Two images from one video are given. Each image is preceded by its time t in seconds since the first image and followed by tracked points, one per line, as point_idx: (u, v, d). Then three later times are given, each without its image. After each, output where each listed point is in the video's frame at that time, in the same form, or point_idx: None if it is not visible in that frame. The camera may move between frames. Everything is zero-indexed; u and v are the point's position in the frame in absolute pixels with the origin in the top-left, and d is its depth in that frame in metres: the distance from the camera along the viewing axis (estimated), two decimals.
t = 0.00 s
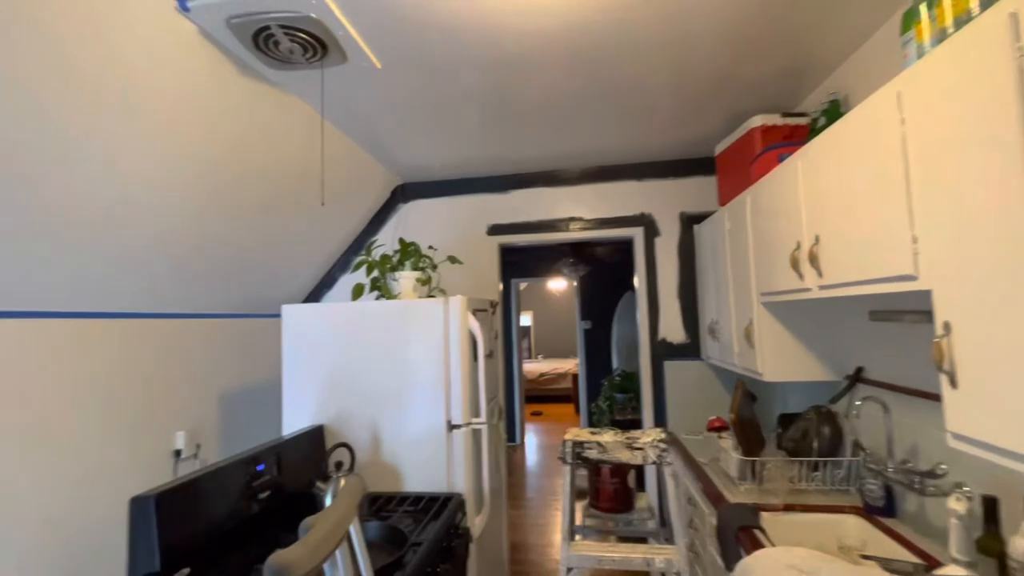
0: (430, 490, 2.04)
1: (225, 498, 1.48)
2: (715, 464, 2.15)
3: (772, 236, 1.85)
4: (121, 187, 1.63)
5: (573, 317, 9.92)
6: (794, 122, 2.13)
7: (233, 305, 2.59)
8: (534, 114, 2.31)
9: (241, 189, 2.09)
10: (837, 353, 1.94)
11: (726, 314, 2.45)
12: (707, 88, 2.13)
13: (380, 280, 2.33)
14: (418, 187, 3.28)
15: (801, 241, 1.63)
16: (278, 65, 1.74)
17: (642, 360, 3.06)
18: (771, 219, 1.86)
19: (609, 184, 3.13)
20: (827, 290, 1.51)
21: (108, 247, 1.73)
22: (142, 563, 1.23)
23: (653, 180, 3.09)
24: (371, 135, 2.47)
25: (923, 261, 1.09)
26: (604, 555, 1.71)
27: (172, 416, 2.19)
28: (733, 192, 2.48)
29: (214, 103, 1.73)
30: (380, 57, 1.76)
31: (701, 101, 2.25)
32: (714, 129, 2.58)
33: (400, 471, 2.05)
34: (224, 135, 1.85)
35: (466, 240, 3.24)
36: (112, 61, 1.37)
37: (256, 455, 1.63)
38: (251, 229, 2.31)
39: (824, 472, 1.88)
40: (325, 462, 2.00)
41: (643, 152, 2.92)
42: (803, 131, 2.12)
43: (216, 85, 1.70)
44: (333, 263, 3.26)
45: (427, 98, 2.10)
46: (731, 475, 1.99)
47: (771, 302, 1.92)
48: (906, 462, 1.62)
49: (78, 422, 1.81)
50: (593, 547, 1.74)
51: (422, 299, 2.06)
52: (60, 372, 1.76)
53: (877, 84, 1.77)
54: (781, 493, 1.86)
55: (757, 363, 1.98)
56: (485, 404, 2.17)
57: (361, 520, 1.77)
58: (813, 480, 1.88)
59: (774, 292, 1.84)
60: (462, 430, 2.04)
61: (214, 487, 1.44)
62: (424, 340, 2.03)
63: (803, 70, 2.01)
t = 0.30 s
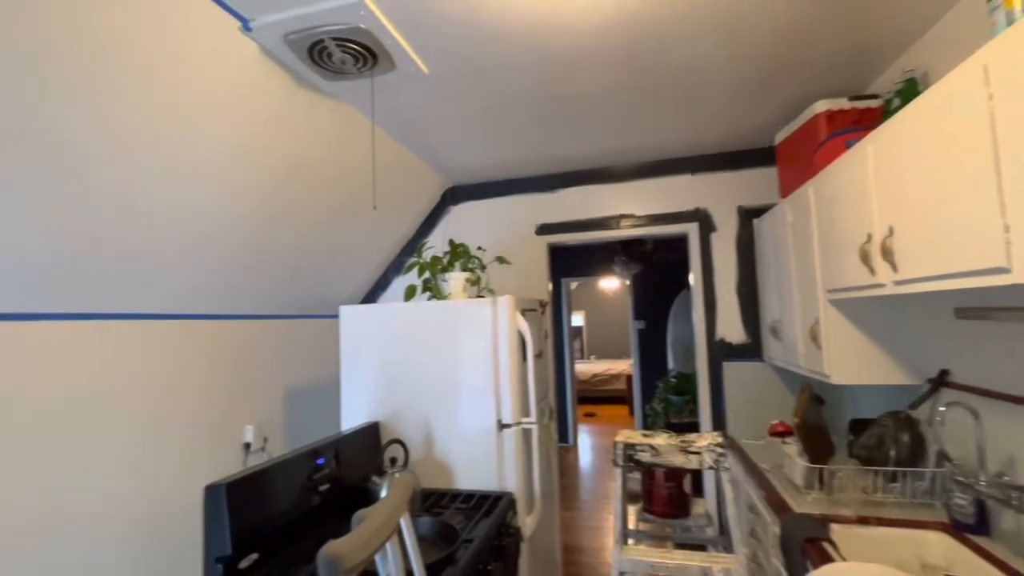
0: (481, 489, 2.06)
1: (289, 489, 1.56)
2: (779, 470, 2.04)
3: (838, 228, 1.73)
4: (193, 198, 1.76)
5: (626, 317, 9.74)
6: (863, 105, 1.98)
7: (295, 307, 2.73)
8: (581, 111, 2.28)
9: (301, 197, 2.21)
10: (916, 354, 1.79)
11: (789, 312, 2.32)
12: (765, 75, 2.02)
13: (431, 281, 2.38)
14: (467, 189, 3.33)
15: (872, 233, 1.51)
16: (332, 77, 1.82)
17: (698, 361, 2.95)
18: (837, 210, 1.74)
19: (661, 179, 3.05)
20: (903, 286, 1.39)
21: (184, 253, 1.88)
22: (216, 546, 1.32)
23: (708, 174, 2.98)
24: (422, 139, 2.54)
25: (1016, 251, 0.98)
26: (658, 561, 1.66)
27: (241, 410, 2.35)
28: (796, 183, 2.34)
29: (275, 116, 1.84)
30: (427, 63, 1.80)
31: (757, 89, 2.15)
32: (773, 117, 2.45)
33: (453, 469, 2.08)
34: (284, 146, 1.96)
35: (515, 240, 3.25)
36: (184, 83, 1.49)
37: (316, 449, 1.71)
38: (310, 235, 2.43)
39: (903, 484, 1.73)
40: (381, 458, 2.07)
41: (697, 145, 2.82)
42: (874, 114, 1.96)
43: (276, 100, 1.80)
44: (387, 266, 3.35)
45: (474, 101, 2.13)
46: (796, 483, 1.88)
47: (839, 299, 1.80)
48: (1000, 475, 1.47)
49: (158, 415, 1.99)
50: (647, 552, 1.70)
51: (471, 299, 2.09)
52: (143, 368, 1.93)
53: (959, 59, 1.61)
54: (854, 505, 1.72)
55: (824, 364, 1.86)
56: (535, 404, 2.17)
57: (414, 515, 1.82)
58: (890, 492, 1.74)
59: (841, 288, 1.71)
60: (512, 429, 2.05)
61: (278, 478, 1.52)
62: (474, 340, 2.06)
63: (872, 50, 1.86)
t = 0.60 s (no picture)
0: (527, 488, 2.07)
1: (343, 484, 1.62)
2: (840, 478, 1.94)
3: (903, 221, 1.63)
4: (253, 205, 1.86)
5: (672, 317, 9.50)
6: (932, 89, 1.84)
7: (347, 309, 2.84)
8: (624, 110, 2.26)
9: (350, 202, 2.29)
10: (994, 355, 1.66)
11: (849, 312, 2.20)
12: (820, 63, 1.93)
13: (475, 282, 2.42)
14: (510, 191, 3.36)
15: (943, 226, 1.42)
16: (379, 86, 1.89)
17: (749, 363, 2.85)
18: (901, 203, 1.64)
19: (708, 176, 2.96)
20: (978, 282, 1.29)
21: (245, 258, 1.99)
22: (275, 534, 1.40)
23: (759, 168, 2.87)
24: (465, 143, 2.58)
25: None
26: (710, 568, 1.61)
27: (298, 408, 2.46)
28: (855, 175, 2.22)
29: (326, 126, 1.92)
30: (470, 68, 1.83)
31: (812, 79, 2.05)
32: (829, 107, 2.34)
33: (499, 468, 2.10)
34: (335, 154, 2.04)
35: (558, 241, 3.24)
36: (242, 96, 1.58)
37: (367, 446, 1.77)
38: (360, 239, 2.52)
39: (982, 496, 1.61)
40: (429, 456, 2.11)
41: (747, 138, 2.72)
42: (944, 99, 1.83)
43: (328, 110, 1.88)
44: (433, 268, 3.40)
45: (516, 104, 2.15)
46: (861, 492, 1.78)
47: (905, 297, 1.69)
48: None
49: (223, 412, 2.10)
50: (698, 558, 1.65)
51: (515, 300, 2.10)
52: (211, 366, 2.06)
53: None
54: (926, 518, 1.63)
55: (889, 366, 1.75)
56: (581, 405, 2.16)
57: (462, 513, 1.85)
58: (967, 505, 1.62)
59: (908, 285, 1.61)
60: (558, 430, 2.05)
61: (333, 473, 1.59)
62: (519, 340, 2.07)
63: (940, 31, 1.75)
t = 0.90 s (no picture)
0: (566, 492, 2.06)
1: (385, 484, 1.65)
2: (897, 489, 1.84)
3: (966, 216, 1.54)
4: (298, 211, 1.93)
5: (712, 320, 9.25)
6: (992, 76, 1.77)
7: (387, 313, 2.89)
8: (662, 108, 2.22)
9: (389, 208, 2.34)
10: None
11: (905, 313, 2.09)
12: (871, 53, 1.84)
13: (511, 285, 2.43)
14: (545, 194, 3.36)
15: (1012, 221, 1.33)
16: (417, 94, 1.93)
17: (796, 366, 2.74)
18: (964, 196, 1.54)
19: (750, 174, 2.88)
20: None
21: (289, 263, 2.07)
22: (323, 530, 1.44)
23: (803, 165, 2.77)
24: (500, 147, 2.59)
25: None
26: None
27: (341, 408, 2.52)
28: (910, 168, 2.11)
29: (366, 134, 1.97)
30: (507, 72, 1.84)
31: (863, 69, 1.96)
32: (880, 99, 2.23)
33: (538, 471, 2.10)
34: (375, 161, 2.10)
35: (594, 242, 3.22)
36: (285, 105, 1.64)
37: (408, 447, 1.79)
38: (398, 243, 2.57)
39: None
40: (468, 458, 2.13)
41: (790, 134, 2.63)
42: (1008, 85, 1.74)
43: (369, 118, 1.94)
44: (468, 270, 3.40)
45: (552, 107, 2.15)
46: (921, 504, 1.68)
47: (969, 297, 1.59)
48: None
49: (272, 415, 2.15)
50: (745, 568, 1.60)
51: (551, 303, 2.10)
52: (262, 369, 2.13)
53: None
54: (996, 533, 1.50)
55: (952, 370, 1.65)
56: (619, 409, 2.14)
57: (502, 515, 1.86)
58: None
59: (972, 284, 1.51)
60: (596, 434, 2.03)
61: (375, 473, 1.62)
62: (556, 343, 2.07)
63: (1005, 13, 1.64)
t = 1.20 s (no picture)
0: (603, 503, 2.03)
1: (421, 493, 1.68)
2: (958, 503, 1.73)
3: None
4: (335, 225, 2.00)
5: (750, 326, 8.97)
6: None
7: (421, 322, 2.94)
8: (694, 111, 2.19)
9: (422, 219, 2.39)
10: None
11: (961, 317, 1.97)
12: (915, 46, 1.77)
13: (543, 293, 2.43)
14: (575, 201, 3.35)
15: None
16: (448, 108, 1.97)
17: (842, 374, 2.63)
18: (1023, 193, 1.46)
19: (787, 175, 2.80)
20: None
21: (327, 275, 2.13)
22: (362, 537, 1.47)
23: (844, 164, 2.67)
24: (530, 157, 2.61)
25: None
26: None
27: (378, 417, 2.56)
28: (962, 164, 2.01)
29: (399, 148, 2.03)
30: (535, 83, 1.86)
31: (907, 63, 1.88)
32: (926, 93, 2.14)
33: (573, 481, 2.08)
34: (408, 174, 2.15)
35: (626, 249, 3.19)
36: (323, 123, 1.71)
37: (444, 456, 1.81)
38: (431, 254, 2.61)
39: None
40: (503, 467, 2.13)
41: (831, 133, 2.54)
42: None
43: (402, 133, 1.99)
44: (500, 279, 3.42)
45: (581, 114, 2.15)
46: (985, 521, 1.58)
47: None
48: None
49: (314, 425, 2.20)
50: None
51: (584, 311, 2.09)
52: (307, 379, 2.19)
53: None
54: None
55: (1014, 378, 1.55)
56: (655, 418, 2.10)
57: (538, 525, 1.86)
58: None
59: None
60: (632, 444, 2.00)
61: (412, 482, 1.65)
62: (589, 352, 2.06)
63: None
